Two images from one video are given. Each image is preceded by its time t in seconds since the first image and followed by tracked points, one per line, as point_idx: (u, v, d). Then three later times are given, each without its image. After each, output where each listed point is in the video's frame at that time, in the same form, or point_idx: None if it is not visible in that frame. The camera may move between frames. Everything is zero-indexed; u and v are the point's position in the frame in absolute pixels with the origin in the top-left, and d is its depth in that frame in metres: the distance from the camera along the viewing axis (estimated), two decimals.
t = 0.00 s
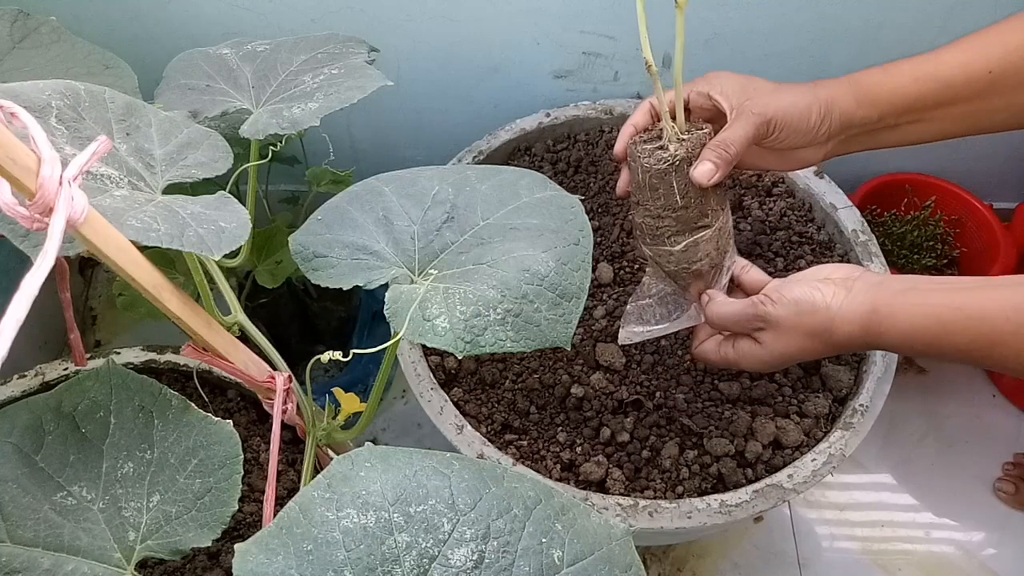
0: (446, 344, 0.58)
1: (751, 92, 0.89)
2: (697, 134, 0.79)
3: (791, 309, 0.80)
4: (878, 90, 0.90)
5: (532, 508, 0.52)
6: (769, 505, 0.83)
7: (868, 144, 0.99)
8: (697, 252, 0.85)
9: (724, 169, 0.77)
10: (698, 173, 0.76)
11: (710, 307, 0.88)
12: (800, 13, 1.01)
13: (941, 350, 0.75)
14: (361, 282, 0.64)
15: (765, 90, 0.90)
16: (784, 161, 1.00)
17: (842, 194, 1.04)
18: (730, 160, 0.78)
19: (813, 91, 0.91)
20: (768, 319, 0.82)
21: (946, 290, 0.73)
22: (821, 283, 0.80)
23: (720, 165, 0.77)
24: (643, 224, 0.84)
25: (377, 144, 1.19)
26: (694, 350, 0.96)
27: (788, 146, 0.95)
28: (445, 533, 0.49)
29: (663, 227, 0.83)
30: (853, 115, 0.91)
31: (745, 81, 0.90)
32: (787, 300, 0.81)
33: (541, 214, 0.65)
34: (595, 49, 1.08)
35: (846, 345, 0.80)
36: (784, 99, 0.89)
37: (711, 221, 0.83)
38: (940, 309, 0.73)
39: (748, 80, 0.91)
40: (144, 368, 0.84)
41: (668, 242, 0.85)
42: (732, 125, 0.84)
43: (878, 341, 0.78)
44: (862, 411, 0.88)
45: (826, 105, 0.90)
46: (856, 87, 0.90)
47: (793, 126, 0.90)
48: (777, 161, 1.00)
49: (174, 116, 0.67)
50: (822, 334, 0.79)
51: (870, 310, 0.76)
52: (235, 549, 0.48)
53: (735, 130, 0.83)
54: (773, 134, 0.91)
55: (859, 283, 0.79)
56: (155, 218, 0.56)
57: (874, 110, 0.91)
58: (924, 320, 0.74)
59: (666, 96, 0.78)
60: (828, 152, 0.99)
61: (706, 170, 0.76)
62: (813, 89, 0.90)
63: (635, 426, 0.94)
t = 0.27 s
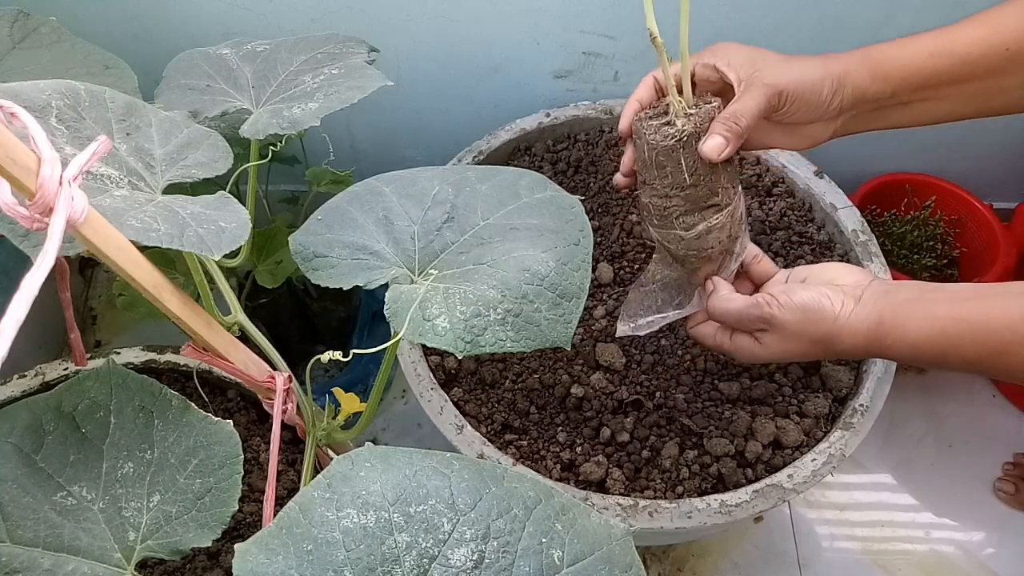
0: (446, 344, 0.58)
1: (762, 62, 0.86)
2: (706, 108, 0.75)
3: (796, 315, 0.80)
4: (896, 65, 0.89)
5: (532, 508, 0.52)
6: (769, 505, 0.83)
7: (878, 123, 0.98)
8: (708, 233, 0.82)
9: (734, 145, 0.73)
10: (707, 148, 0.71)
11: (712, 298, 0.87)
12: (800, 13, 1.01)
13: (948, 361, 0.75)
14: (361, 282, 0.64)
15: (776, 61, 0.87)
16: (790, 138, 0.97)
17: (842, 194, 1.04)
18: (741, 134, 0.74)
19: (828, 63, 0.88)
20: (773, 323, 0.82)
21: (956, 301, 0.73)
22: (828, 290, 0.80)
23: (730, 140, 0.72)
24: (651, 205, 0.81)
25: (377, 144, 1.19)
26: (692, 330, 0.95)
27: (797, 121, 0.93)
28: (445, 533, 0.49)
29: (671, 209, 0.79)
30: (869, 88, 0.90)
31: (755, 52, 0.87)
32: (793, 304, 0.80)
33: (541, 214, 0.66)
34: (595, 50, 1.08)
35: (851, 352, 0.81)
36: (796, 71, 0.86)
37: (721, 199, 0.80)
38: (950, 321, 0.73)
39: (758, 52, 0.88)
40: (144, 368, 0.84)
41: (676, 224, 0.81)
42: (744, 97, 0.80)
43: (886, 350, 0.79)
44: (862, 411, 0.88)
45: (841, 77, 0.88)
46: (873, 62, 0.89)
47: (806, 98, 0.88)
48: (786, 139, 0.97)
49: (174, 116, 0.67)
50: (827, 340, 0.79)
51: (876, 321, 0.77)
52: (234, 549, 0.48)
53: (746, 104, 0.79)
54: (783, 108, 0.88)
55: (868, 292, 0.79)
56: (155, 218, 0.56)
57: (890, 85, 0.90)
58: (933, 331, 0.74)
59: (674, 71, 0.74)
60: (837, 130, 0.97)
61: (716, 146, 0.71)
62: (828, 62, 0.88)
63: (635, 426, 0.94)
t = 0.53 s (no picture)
0: (446, 344, 0.58)
1: (770, 32, 0.86)
2: (700, 77, 0.77)
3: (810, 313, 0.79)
4: (913, 45, 0.88)
5: (532, 508, 0.52)
6: (768, 505, 0.83)
7: (890, 106, 0.98)
8: (692, 207, 0.83)
9: (723, 117, 0.74)
10: (693, 116, 0.73)
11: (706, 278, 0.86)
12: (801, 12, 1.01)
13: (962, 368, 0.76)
14: (361, 282, 0.64)
15: (785, 32, 0.87)
16: (797, 117, 0.98)
17: (843, 194, 1.03)
18: (732, 106, 0.75)
19: (840, 39, 0.88)
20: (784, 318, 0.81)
21: (976, 308, 0.74)
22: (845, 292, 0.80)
23: (717, 109, 0.74)
24: (639, 173, 0.83)
25: (377, 143, 1.19)
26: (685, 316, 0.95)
27: (804, 99, 0.94)
28: (445, 533, 0.49)
29: (655, 176, 0.81)
30: (883, 67, 0.90)
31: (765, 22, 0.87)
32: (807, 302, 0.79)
33: (541, 214, 0.65)
34: (595, 49, 1.07)
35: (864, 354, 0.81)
36: (803, 44, 0.86)
37: (708, 172, 0.81)
38: (970, 327, 0.74)
39: (767, 22, 0.88)
40: (144, 368, 0.84)
41: (659, 193, 0.83)
42: (745, 66, 0.81)
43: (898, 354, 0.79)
44: (862, 411, 0.88)
45: (854, 55, 0.88)
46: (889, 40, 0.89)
47: (813, 73, 0.88)
48: (793, 117, 0.98)
49: (174, 116, 0.67)
50: (839, 341, 0.80)
51: (892, 326, 0.77)
52: (234, 549, 0.48)
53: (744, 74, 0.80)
54: (788, 81, 0.89)
55: (884, 296, 0.80)
56: (154, 218, 0.56)
57: (906, 64, 0.90)
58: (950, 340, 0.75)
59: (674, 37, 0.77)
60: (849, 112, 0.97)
61: (701, 115, 0.73)
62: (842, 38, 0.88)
63: (635, 426, 0.94)
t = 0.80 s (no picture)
0: (446, 344, 0.58)
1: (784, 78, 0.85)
2: (701, 109, 0.77)
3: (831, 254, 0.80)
4: (924, 103, 0.85)
5: (532, 508, 0.52)
6: (769, 505, 0.83)
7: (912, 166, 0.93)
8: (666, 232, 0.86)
9: (707, 156, 0.75)
10: (677, 146, 0.75)
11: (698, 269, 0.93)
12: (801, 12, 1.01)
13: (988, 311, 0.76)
14: (361, 282, 0.64)
15: (799, 79, 0.86)
16: (813, 164, 0.96)
17: (843, 194, 1.03)
18: (719, 148, 0.75)
19: (850, 92, 0.86)
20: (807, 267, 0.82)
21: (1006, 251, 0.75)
22: (867, 233, 0.80)
23: (701, 145, 0.74)
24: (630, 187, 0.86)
25: (377, 144, 1.19)
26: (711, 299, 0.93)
27: (815, 149, 0.92)
28: (445, 533, 0.49)
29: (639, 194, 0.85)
30: (894, 126, 0.87)
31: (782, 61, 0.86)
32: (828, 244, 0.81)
33: (541, 213, 0.65)
34: (596, 49, 1.07)
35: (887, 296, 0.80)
36: (812, 96, 0.85)
37: (685, 204, 0.83)
38: (998, 262, 0.74)
39: (788, 61, 0.87)
40: (144, 368, 0.84)
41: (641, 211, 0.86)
42: (745, 108, 0.81)
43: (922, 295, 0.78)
44: (862, 411, 0.88)
45: (862, 113, 0.86)
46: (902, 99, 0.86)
47: (820, 124, 0.86)
48: (808, 164, 0.97)
49: (174, 116, 0.67)
50: (864, 279, 0.79)
51: (916, 259, 0.77)
52: (235, 549, 0.48)
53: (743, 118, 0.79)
54: (797, 130, 0.87)
55: (907, 233, 0.79)
56: (154, 218, 0.56)
57: (922, 118, 0.86)
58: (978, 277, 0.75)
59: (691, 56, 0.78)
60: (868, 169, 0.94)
61: (683, 148, 0.74)
62: (852, 92, 0.86)
63: (635, 426, 0.94)
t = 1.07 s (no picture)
0: (446, 344, 0.58)
1: (790, 124, 0.85)
2: (710, 152, 0.78)
3: (814, 291, 0.80)
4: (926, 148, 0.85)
5: (532, 508, 0.52)
6: (769, 505, 0.83)
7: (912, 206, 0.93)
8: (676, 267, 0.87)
9: (713, 197, 0.75)
10: (682, 189, 0.75)
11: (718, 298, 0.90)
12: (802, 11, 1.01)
13: (977, 324, 0.74)
14: (361, 282, 0.64)
15: (806, 125, 0.85)
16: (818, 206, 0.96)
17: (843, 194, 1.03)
18: (725, 191, 0.76)
19: (855, 139, 0.85)
20: (793, 306, 0.82)
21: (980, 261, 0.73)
22: (844, 263, 0.79)
23: (706, 187, 0.75)
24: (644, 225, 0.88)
25: (377, 144, 1.19)
26: (728, 346, 0.93)
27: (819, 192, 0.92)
28: (445, 533, 0.49)
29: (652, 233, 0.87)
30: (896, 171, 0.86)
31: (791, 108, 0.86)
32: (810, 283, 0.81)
33: (541, 213, 0.65)
34: (596, 50, 1.08)
35: (876, 321, 0.79)
36: (817, 142, 0.85)
37: (693, 240, 0.84)
38: (979, 277, 0.72)
39: (798, 108, 0.87)
40: (144, 368, 0.84)
41: (652, 249, 0.88)
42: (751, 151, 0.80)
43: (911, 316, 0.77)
44: (862, 410, 0.88)
45: (865, 160, 0.86)
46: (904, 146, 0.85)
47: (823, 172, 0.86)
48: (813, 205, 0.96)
49: (174, 116, 0.67)
50: (851, 309, 0.78)
51: (897, 283, 0.75)
52: (234, 549, 0.48)
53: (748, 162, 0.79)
54: (802, 177, 0.87)
55: (884, 254, 0.78)
56: (154, 218, 0.56)
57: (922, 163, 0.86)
58: (956, 290, 0.73)
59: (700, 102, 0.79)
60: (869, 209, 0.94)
61: (689, 190, 0.75)
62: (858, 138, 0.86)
63: (635, 426, 0.94)
